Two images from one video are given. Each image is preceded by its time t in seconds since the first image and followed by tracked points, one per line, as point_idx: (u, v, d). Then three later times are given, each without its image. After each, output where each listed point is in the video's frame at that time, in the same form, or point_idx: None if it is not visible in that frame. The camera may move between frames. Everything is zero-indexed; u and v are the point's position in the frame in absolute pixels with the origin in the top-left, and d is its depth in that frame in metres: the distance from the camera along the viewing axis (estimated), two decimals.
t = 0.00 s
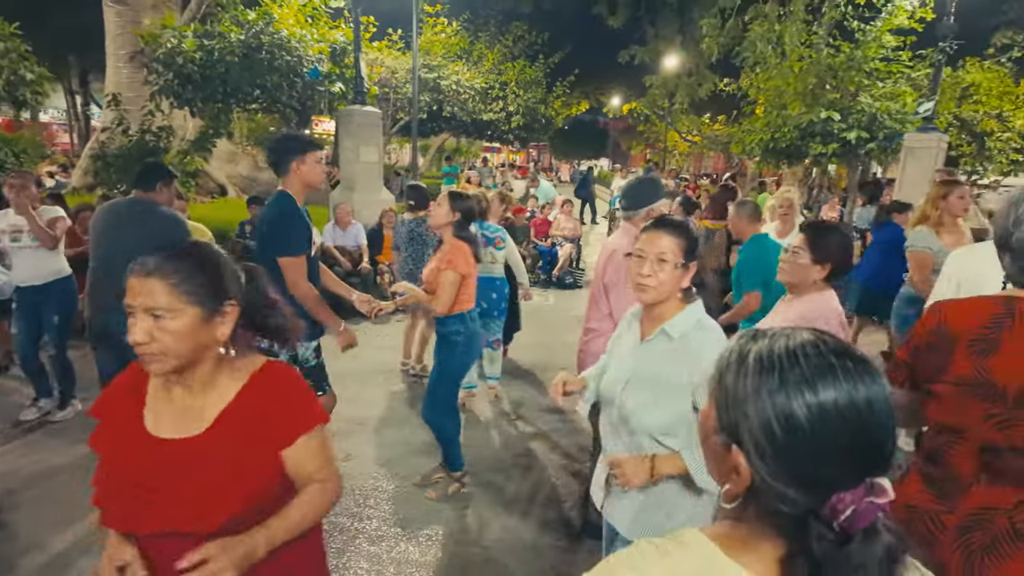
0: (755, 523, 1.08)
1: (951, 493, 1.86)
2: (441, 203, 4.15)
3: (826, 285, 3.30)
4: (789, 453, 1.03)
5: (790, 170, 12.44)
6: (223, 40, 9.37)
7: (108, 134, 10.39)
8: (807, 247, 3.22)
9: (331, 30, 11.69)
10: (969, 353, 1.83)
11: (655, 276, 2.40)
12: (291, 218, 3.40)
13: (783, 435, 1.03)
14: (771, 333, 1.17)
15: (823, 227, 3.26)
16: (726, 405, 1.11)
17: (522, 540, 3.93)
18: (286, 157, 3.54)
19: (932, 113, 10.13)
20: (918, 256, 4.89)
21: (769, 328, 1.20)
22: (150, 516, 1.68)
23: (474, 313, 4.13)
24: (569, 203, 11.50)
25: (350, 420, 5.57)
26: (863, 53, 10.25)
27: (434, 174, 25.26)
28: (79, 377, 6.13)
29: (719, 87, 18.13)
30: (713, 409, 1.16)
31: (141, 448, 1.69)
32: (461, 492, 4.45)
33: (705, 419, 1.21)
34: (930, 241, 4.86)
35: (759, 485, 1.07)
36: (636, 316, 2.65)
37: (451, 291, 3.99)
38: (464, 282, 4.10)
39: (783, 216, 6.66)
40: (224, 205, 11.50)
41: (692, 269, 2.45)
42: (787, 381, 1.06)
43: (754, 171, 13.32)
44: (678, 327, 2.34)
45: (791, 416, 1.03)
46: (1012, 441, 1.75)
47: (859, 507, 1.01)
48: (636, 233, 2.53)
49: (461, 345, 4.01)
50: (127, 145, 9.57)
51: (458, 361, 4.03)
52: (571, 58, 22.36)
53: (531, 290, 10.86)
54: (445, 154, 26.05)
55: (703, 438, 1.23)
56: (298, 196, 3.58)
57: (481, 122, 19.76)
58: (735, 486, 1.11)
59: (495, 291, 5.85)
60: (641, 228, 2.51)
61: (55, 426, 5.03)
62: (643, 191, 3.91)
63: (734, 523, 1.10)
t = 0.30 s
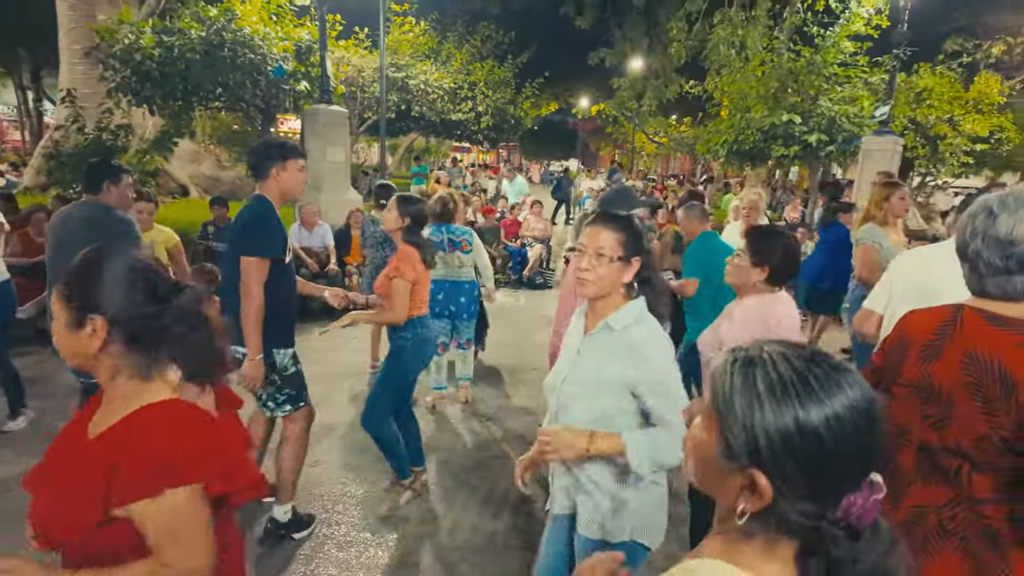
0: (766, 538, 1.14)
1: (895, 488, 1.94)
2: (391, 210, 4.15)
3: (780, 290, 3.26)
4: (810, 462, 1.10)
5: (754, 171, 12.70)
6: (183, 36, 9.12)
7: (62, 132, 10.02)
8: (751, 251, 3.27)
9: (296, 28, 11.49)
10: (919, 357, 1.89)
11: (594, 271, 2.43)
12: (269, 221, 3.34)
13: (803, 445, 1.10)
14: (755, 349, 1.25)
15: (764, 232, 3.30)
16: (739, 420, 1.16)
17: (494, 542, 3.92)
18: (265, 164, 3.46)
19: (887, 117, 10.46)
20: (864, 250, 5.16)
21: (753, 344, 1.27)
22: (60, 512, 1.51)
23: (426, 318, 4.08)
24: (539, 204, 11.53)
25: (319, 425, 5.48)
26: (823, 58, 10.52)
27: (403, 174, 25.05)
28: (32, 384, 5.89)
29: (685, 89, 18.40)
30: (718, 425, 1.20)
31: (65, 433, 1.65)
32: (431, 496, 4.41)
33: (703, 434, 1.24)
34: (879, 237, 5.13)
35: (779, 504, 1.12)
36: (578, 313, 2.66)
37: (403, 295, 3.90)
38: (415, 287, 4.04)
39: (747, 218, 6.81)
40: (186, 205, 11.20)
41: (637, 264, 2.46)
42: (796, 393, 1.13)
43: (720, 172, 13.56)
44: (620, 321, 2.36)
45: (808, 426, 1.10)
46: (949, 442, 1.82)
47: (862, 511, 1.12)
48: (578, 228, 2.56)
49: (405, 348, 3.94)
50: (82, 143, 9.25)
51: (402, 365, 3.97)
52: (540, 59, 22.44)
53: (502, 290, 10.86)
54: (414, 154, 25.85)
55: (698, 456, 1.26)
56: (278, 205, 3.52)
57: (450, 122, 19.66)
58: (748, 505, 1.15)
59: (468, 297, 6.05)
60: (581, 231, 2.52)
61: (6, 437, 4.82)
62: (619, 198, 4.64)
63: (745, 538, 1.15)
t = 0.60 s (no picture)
0: (833, 525, 1.17)
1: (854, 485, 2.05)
2: (357, 207, 3.97)
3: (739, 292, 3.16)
4: (888, 439, 1.16)
5: (730, 172, 12.85)
6: (155, 35, 8.95)
7: (30, 131, 9.75)
8: (710, 257, 3.23)
9: (272, 27, 11.36)
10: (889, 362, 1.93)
11: (537, 273, 2.51)
12: (252, 227, 3.27)
13: (882, 425, 1.16)
14: (805, 348, 1.33)
15: (726, 240, 3.24)
16: (818, 402, 1.20)
17: (476, 543, 3.92)
18: (251, 169, 3.40)
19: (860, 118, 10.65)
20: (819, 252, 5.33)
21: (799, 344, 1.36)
22: None
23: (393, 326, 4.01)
24: (519, 204, 11.54)
25: (299, 429, 5.41)
26: (797, 61, 10.69)
27: (383, 174, 24.89)
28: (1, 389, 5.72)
29: (663, 90, 18.54)
30: (788, 413, 1.23)
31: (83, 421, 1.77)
32: (415, 499, 4.40)
33: (766, 425, 1.27)
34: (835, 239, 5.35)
35: (859, 480, 1.16)
36: (534, 312, 2.70)
37: (375, 299, 3.81)
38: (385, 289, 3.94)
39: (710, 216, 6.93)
40: (161, 207, 10.99)
41: (581, 264, 2.54)
42: (864, 378, 1.21)
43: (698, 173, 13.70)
44: (562, 324, 2.43)
45: (883, 406, 1.17)
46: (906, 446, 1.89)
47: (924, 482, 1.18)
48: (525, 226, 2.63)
49: (372, 360, 3.80)
50: (51, 143, 9.02)
51: (377, 377, 3.85)
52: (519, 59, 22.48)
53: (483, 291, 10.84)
54: (393, 154, 25.67)
55: (758, 449, 1.28)
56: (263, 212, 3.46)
57: (429, 122, 19.56)
58: (823, 488, 1.18)
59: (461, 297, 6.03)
60: (527, 229, 2.60)
61: None
62: (600, 200, 4.70)
63: (811, 530, 1.19)
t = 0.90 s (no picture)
0: (868, 517, 1.28)
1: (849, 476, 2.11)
2: (332, 209, 3.86)
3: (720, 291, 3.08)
4: (930, 419, 1.25)
5: (713, 173, 12.93)
6: (135, 33, 8.80)
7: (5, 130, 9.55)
8: (685, 251, 3.14)
9: (254, 26, 11.25)
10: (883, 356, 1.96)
11: (494, 281, 2.53)
12: (223, 225, 3.21)
13: (922, 408, 1.24)
14: (831, 340, 1.37)
15: (701, 236, 3.11)
16: (868, 393, 1.25)
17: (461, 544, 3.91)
18: (217, 166, 3.35)
19: (840, 119, 10.80)
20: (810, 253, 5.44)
21: (822, 335, 1.40)
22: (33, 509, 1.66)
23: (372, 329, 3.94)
24: (504, 205, 11.53)
25: (282, 432, 5.35)
26: (778, 62, 10.80)
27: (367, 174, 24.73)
28: None
29: (646, 90, 18.65)
30: (835, 407, 1.28)
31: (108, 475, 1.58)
32: (401, 500, 4.39)
33: (808, 423, 1.31)
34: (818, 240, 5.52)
35: (906, 471, 1.26)
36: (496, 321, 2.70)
37: (348, 306, 3.66)
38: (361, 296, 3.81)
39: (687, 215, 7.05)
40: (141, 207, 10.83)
41: (538, 272, 2.53)
42: (901, 365, 1.28)
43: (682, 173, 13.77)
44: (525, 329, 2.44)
45: (923, 388, 1.25)
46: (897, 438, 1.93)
47: (943, 463, 1.30)
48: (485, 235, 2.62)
49: (360, 367, 3.78)
50: (26, 142, 8.83)
51: (362, 382, 3.82)
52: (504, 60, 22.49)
53: (466, 292, 10.80)
54: (378, 154, 25.52)
55: (803, 449, 1.31)
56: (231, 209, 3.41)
57: (413, 122, 19.50)
58: (874, 483, 1.27)
59: (452, 296, 6.01)
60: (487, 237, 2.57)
61: None
62: (584, 195, 4.64)
63: (846, 519, 1.30)
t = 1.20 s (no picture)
0: (885, 549, 1.29)
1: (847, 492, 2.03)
2: (305, 215, 3.77)
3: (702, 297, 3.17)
4: (941, 448, 1.27)
5: (695, 174, 13.05)
6: (109, 29, 8.68)
7: None
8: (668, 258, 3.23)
9: (232, 24, 11.12)
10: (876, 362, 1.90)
11: (484, 271, 2.54)
12: (157, 231, 3.14)
13: (933, 437, 1.26)
14: (834, 372, 1.37)
15: (682, 243, 3.21)
16: (880, 427, 1.26)
17: (443, 546, 3.89)
18: (155, 165, 3.24)
19: (817, 121, 10.97)
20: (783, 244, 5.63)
21: (825, 366, 1.40)
22: None
23: (351, 334, 3.90)
24: (486, 205, 11.52)
25: (260, 435, 5.27)
26: (757, 64, 10.92)
27: (349, 174, 24.57)
28: None
29: (628, 91, 18.79)
30: (846, 444, 1.28)
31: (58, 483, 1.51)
32: (382, 504, 4.33)
33: (820, 462, 1.30)
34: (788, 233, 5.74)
35: (923, 505, 1.26)
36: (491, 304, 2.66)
37: (327, 318, 3.60)
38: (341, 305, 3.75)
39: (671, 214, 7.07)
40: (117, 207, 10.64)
41: (527, 264, 2.53)
42: (910, 395, 1.29)
43: (663, 174, 13.89)
44: (508, 314, 2.44)
45: (933, 418, 1.27)
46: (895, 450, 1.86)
47: (954, 489, 1.31)
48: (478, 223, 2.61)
49: (338, 372, 3.75)
50: None
51: (338, 389, 3.78)
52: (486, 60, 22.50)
53: (449, 293, 10.73)
54: (359, 154, 25.36)
55: (817, 487, 1.30)
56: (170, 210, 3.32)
57: (395, 122, 19.41)
58: (891, 519, 1.27)
59: (434, 296, 5.98)
60: (478, 227, 2.57)
61: None
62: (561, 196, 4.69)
63: (870, 552, 1.29)
